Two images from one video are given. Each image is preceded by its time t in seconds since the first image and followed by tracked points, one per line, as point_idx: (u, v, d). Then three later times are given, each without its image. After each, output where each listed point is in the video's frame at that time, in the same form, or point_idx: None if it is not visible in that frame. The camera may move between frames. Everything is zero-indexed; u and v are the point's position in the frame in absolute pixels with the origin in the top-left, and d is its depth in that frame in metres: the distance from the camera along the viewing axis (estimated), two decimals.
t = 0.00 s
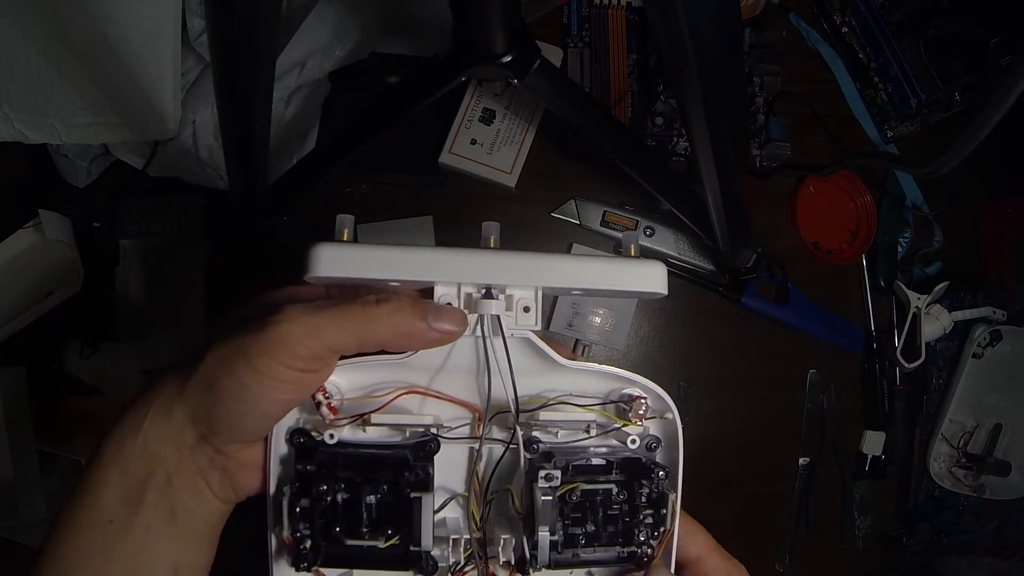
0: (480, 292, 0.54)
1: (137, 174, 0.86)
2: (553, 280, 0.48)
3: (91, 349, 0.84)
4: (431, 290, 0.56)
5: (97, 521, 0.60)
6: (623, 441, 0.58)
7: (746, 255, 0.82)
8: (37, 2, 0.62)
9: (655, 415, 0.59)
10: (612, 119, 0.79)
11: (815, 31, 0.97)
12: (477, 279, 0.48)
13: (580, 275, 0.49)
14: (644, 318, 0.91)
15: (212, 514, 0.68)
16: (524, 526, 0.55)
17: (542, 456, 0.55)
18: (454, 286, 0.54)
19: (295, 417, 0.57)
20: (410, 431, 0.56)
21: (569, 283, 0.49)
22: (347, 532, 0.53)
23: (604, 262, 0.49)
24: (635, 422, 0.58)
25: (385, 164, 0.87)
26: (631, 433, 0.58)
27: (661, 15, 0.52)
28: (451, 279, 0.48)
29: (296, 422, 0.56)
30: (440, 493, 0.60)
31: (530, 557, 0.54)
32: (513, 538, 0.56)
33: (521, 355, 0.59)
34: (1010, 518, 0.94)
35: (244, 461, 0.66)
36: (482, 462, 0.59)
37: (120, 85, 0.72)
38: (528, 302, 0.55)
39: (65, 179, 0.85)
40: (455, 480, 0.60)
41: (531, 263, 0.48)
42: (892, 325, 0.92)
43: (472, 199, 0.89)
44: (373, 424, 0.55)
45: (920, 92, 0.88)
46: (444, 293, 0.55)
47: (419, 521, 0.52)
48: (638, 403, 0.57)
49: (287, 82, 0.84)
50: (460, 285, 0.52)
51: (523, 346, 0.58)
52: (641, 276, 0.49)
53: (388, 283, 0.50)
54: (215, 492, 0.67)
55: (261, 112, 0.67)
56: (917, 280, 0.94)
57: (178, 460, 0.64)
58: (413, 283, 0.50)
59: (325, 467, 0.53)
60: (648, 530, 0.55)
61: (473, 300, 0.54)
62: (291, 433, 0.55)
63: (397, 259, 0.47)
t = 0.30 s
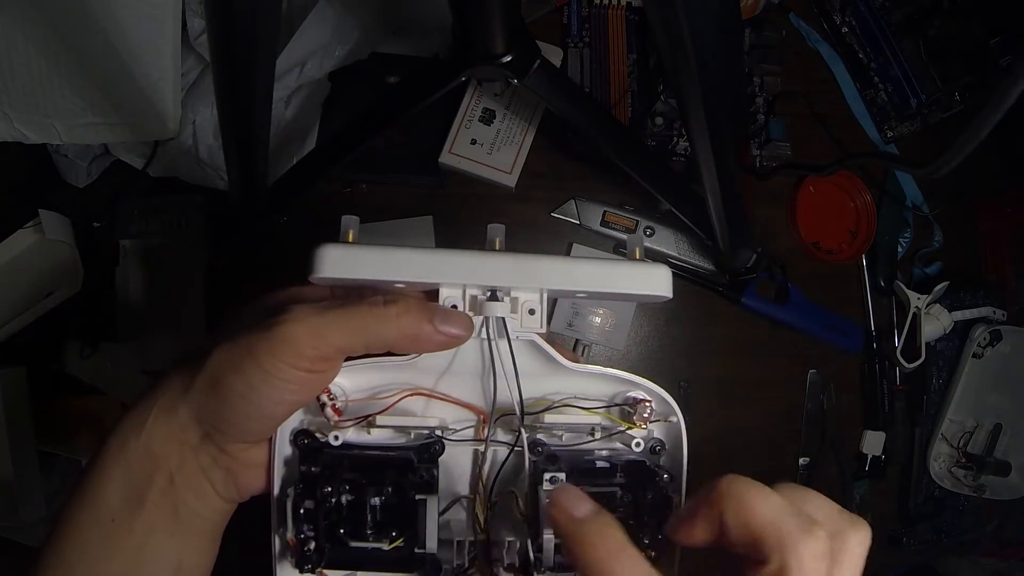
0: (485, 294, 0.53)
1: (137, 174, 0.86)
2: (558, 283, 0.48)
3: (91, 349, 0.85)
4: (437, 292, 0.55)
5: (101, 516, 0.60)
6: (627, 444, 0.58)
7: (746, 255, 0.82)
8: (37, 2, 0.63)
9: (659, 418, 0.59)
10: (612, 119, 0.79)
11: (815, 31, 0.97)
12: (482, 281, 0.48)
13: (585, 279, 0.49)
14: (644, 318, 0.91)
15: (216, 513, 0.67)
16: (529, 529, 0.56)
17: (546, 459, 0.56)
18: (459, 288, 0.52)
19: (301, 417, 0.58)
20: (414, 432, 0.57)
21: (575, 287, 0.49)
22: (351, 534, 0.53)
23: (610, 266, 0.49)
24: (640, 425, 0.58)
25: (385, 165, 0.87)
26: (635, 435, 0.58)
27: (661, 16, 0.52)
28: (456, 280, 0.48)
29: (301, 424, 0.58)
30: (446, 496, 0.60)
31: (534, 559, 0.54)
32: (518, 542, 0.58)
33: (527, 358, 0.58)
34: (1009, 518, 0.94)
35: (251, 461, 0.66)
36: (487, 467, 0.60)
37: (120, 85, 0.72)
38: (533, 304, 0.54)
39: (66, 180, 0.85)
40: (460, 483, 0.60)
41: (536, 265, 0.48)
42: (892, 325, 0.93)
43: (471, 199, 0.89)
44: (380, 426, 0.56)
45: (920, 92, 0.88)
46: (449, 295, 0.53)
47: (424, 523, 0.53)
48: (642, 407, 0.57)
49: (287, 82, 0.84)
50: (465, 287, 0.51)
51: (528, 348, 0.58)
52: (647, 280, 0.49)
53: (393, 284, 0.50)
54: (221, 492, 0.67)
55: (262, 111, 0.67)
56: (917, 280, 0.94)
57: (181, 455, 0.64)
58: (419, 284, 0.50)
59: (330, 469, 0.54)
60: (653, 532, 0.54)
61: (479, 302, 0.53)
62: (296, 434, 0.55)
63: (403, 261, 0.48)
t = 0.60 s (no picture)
0: (488, 300, 0.53)
1: (137, 174, 0.86)
2: (560, 290, 0.48)
3: (91, 349, 0.85)
4: (440, 298, 0.53)
5: (96, 522, 0.61)
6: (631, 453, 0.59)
7: (745, 255, 0.82)
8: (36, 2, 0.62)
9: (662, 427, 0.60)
10: (612, 119, 0.79)
11: (815, 31, 0.97)
12: (483, 287, 0.48)
13: (589, 285, 0.48)
14: (644, 318, 0.91)
15: (208, 519, 0.67)
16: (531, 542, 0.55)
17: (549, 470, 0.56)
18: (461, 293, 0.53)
19: (296, 425, 0.57)
20: (414, 441, 0.56)
21: (577, 294, 0.48)
22: (348, 543, 0.52)
23: (614, 273, 0.48)
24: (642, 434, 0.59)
25: (385, 165, 0.87)
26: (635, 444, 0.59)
27: (661, 16, 0.52)
28: (456, 286, 0.48)
29: (296, 431, 0.56)
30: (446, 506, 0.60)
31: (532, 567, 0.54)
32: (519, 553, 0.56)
33: (529, 366, 0.59)
34: (1009, 517, 0.95)
35: (247, 469, 0.65)
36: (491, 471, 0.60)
37: (120, 84, 0.72)
38: (538, 311, 0.53)
39: (65, 179, 0.85)
40: (460, 494, 0.60)
41: (538, 270, 0.48)
42: (892, 325, 0.92)
43: (471, 199, 0.89)
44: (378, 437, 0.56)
45: (919, 92, 0.88)
46: (451, 301, 0.53)
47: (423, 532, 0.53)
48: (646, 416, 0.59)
49: (287, 82, 0.84)
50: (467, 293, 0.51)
51: (529, 356, 0.59)
52: (652, 287, 0.48)
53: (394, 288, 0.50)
54: (215, 501, 0.67)
55: (262, 112, 0.67)
56: (917, 280, 0.94)
57: (175, 466, 0.63)
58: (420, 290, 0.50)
59: (326, 478, 0.52)
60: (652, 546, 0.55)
61: (481, 309, 0.53)
62: (292, 442, 0.55)
63: (403, 266, 0.47)
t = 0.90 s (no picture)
0: (496, 300, 0.52)
1: (137, 174, 0.86)
2: (568, 289, 0.47)
3: (91, 349, 0.85)
4: (448, 298, 0.53)
5: (98, 521, 0.60)
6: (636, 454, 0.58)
7: (745, 255, 0.82)
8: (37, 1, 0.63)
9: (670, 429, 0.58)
10: (612, 119, 0.79)
11: (814, 31, 0.97)
12: (489, 287, 0.47)
13: (597, 284, 0.48)
14: (644, 318, 0.91)
15: (214, 519, 0.67)
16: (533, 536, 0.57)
17: (556, 468, 0.57)
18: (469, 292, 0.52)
19: (303, 422, 0.57)
20: (420, 440, 0.56)
21: (585, 294, 0.48)
22: (353, 542, 0.53)
23: (622, 273, 0.48)
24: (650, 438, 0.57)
25: (385, 165, 0.87)
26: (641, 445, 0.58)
27: (661, 17, 0.52)
28: (463, 286, 0.47)
29: (303, 428, 0.57)
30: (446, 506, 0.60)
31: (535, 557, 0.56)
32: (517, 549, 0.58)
33: (535, 365, 0.60)
34: (1010, 517, 0.95)
35: (253, 466, 0.66)
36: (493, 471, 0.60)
37: (120, 84, 0.72)
38: (547, 311, 0.52)
39: (65, 179, 0.85)
40: (462, 492, 0.60)
41: (545, 270, 0.47)
42: (892, 325, 0.92)
43: (471, 199, 0.89)
44: (383, 435, 0.55)
45: (920, 92, 0.89)
46: (459, 300, 0.53)
47: (428, 534, 0.53)
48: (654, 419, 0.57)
49: (287, 81, 0.84)
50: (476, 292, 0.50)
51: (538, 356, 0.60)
52: (659, 287, 0.48)
53: (401, 287, 0.50)
54: (220, 498, 0.67)
55: (263, 111, 0.67)
56: (917, 280, 0.94)
57: (178, 464, 0.63)
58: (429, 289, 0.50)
59: (333, 477, 0.53)
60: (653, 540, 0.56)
61: (490, 308, 0.52)
62: (298, 439, 0.55)
63: (410, 264, 0.47)
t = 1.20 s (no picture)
0: (491, 292, 0.55)
1: (137, 174, 0.86)
2: (563, 282, 0.48)
3: (91, 350, 0.85)
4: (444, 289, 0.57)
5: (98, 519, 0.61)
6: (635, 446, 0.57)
7: (746, 255, 0.82)
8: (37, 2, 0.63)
9: (668, 420, 0.58)
10: (612, 119, 0.79)
11: (815, 31, 0.97)
12: (486, 280, 0.47)
13: (595, 277, 0.48)
14: (644, 317, 0.91)
15: (215, 513, 0.66)
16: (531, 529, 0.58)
17: (552, 460, 0.55)
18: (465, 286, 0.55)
19: (301, 415, 0.57)
20: (417, 432, 0.56)
21: (582, 286, 0.48)
22: (351, 534, 0.53)
23: (619, 266, 0.48)
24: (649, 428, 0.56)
25: (385, 165, 0.87)
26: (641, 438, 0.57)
27: (661, 17, 0.52)
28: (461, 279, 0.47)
29: (301, 421, 0.57)
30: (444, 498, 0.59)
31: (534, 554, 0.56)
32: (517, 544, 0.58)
33: (533, 357, 0.59)
34: (1009, 517, 0.95)
35: (250, 459, 0.64)
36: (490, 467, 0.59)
37: (121, 84, 0.72)
38: (542, 303, 0.56)
39: (65, 180, 0.85)
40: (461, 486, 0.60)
41: (542, 262, 0.47)
42: (892, 325, 0.92)
43: (471, 199, 0.89)
44: (380, 427, 0.55)
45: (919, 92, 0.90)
46: (456, 293, 0.56)
47: (426, 524, 0.53)
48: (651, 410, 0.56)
49: (287, 81, 0.84)
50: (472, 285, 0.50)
51: (537, 348, 0.59)
52: (654, 280, 0.48)
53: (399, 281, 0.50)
54: (218, 491, 0.65)
55: (264, 112, 0.67)
56: (917, 280, 0.95)
57: (179, 459, 0.63)
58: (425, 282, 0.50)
59: (329, 469, 0.53)
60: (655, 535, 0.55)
61: (485, 300, 0.55)
62: (295, 433, 0.55)
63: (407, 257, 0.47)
